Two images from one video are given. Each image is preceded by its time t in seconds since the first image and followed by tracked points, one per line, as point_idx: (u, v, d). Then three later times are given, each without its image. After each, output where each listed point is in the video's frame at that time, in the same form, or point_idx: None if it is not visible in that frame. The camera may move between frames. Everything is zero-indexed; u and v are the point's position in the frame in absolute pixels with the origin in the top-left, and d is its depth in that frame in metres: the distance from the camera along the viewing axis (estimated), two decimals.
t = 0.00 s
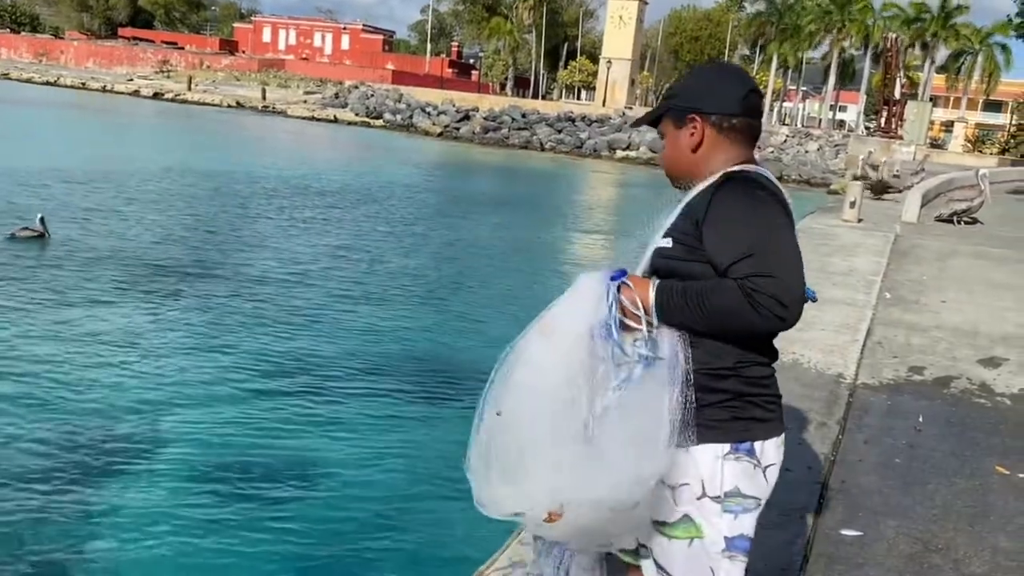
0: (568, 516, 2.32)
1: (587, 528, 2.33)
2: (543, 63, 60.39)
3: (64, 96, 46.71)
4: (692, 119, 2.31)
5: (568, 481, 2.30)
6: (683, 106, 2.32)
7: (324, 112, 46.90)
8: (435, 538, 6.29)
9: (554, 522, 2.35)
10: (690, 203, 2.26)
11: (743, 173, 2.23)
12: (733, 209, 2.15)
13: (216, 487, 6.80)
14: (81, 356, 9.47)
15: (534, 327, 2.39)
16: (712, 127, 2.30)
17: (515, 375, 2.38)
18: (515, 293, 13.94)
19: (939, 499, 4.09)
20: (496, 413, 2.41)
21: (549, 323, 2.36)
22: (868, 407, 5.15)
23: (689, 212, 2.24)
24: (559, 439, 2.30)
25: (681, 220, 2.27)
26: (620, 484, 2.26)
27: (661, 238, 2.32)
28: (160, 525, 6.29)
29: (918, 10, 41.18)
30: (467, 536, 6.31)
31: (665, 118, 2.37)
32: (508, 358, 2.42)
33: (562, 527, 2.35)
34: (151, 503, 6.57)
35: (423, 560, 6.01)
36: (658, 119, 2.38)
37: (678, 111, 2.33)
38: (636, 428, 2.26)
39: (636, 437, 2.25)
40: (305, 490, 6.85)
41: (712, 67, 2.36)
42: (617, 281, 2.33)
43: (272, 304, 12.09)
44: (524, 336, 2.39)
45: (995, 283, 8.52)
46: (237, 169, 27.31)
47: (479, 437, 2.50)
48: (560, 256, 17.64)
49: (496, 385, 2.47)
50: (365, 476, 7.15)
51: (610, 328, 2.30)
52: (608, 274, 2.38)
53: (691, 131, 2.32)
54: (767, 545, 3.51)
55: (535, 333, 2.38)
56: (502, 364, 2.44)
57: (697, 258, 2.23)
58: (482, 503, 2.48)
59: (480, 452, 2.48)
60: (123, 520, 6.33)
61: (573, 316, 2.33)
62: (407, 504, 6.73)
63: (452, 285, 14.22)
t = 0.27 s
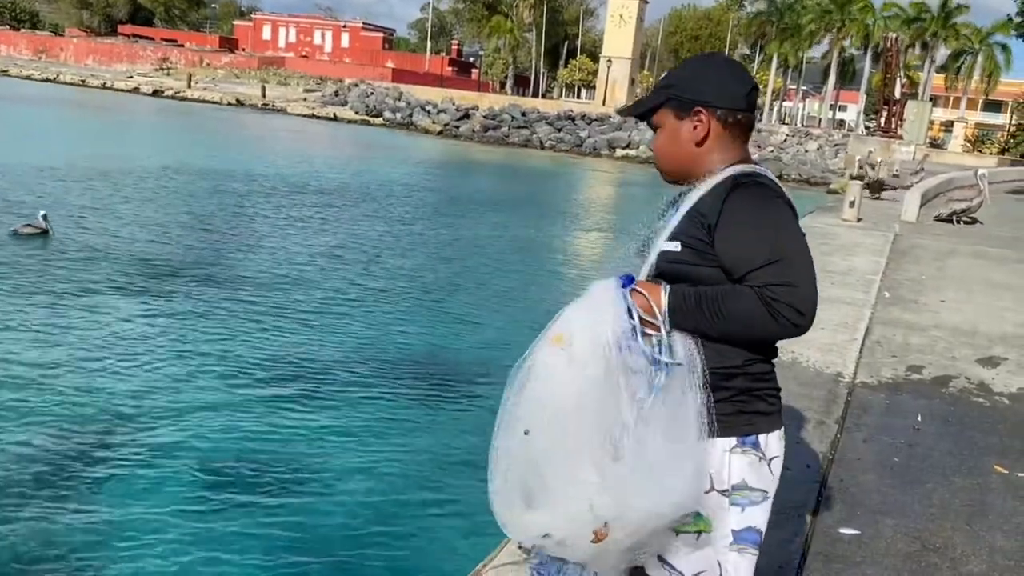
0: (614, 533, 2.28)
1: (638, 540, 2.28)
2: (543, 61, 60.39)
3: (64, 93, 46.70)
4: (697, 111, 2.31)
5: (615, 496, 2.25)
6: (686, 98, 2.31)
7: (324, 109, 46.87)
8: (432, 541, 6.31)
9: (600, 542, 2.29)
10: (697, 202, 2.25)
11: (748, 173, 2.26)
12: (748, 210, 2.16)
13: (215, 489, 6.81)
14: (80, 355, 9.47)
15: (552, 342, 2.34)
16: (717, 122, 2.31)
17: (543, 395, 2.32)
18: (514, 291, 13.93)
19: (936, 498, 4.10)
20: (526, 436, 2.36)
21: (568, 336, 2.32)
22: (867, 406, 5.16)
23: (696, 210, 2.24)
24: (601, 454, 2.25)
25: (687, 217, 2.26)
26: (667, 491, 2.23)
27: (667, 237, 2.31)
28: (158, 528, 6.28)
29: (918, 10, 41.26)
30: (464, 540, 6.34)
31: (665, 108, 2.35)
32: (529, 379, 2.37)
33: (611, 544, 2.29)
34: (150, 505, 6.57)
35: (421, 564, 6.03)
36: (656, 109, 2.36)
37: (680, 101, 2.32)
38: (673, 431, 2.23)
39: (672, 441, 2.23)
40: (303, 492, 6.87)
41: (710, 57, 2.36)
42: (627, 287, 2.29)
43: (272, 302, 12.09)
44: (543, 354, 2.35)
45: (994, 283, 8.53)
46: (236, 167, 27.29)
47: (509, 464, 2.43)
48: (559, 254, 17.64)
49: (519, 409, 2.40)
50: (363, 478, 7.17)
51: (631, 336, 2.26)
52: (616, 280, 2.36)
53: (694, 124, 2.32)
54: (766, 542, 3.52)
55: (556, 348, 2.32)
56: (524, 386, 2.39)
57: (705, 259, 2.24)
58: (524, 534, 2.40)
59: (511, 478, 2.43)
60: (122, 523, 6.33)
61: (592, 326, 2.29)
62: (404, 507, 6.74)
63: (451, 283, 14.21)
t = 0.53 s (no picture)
0: (648, 535, 2.27)
1: (668, 537, 2.30)
2: (544, 60, 60.36)
3: (65, 91, 46.63)
4: (693, 107, 2.32)
5: (645, 499, 2.24)
6: (683, 95, 2.32)
7: (324, 108, 46.82)
8: (433, 526, 6.24)
9: (634, 545, 2.28)
10: (699, 202, 2.27)
11: (747, 170, 2.29)
12: (753, 208, 2.20)
13: (215, 476, 6.78)
14: (79, 348, 9.42)
15: (563, 346, 2.27)
16: (715, 119, 2.32)
17: (560, 403, 2.24)
18: (514, 289, 13.91)
19: (934, 496, 4.11)
20: (545, 445, 2.28)
21: (582, 339, 2.24)
22: (865, 404, 5.17)
23: (699, 209, 2.26)
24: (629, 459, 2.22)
25: (688, 216, 2.28)
26: (695, 487, 2.26)
27: (667, 238, 2.32)
28: (159, 514, 6.25)
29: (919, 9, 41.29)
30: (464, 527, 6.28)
31: (660, 103, 2.35)
32: (543, 386, 2.29)
33: (643, 545, 2.29)
34: (150, 493, 6.54)
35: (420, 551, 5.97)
36: (649, 103, 2.36)
37: (676, 97, 2.33)
38: (695, 428, 2.26)
39: (694, 436, 2.26)
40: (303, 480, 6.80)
41: (702, 52, 2.38)
42: (633, 286, 2.27)
43: (271, 298, 12.06)
44: (556, 358, 2.27)
45: (993, 282, 8.53)
46: (237, 165, 27.27)
47: (525, 476, 2.36)
48: (560, 252, 17.63)
49: (532, 419, 2.32)
50: (363, 465, 7.10)
51: (646, 333, 2.22)
52: (620, 280, 2.33)
53: (691, 120, 2.33)
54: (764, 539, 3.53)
55: (569, 353, 2.25)
56: (536, 392, 2.31)
57: (713, 259, 2.26)
58: (549, 545, 2.34)
59: (528, 486, 2.36)
60: (122, 508, 6.29)
61: (609, 328, 2.22)
62: (405, 494, 6.68)
63: (452, 281, 14.20)
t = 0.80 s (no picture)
0: (670, 538, 2.27)
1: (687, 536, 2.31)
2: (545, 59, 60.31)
3: (66, 90, 46.65)
4: (680, 107, 2.32)
5: (666, 502, 2.23)
6: (671, 94, 2.32)
7: (326, 107, 46.81)
8: (434, 529, 6.26)
9: (656, 546, 2.28)
10: (701, 199, 2.28)
11: (744, 168, 2.30)
12: (759, 209, 2.22)
13: (216, 478, 6.80)
14: (80, 348, 9.44)
15: (576, 349, 2.22)
16: (701, 119, 2.32)
17: (579, 408, 2.20)
18: (515, 288, 13.91)
19: (935, 494, 4.11)
20: (564, 450, 2.24)
21: (596, 342, 2.20)
22: (867, 403, 5.16)
23: (700, 208, 2.27)
24: (651, 462, 2.21)
25: (689, 214, 2.30)
26: (714, 486, 2.28)
27: (669, 236, 2.33)
28: (161, 516, 6.27)
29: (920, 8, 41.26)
30: (465, 531, 6.29)
31: (650, 103, 2.36)
32: (556, 391, 2.24)
33: (663, 547, 2.29)
34: (152, 493, 6.56)
35: (421, 554, 5.98)
36: (640, 102, 2.36)
37: (665, 97, 2.33)
38: (710, 426, 2.28)
39: (709, 436, 2.27)
40: (305, 482, 6.82)
41: (695, 49, 2.37)
42: (643, 285, 2.27)
43: (272, 297, 12.07)
44: (570, 361, 2.22)
45: (995, 281, 8.52)
46: (239, 164, 27.27)
47: (538, 481, 2.31)
48: (561, 251, 17.61)
49: (546, 424, 2.26)
50: (364, 466, 7.12)
51: (662, 335, 2.21)
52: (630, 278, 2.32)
53: (679, 120, 2.34)
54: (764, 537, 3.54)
55: (584, 356, 2.20)
56: (550, 396, 2.25)
57: (721, 258, 2.28)
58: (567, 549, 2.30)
59: (543, 491, 2.31)
60: (124, 509, 6.32)
61: (625, 330, 2.19)
62: (406, 496, 6.70)
63: (453, 280, 14.20)
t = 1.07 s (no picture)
0: (660, 534, 2.26)
1: (678, 534, 2.29)
2: (546, 58, 60.27)
3: (67, 90, 46.67)
4: (683, 107, 2.33)
5: (658, 500, 2.23)
6: (674, 94, 2.33)
7: (327, 106, 46.80)
8: (435, 526, 6.26)
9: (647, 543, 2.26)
10: (703, 198, 2.29)
11: (746, 168, 2.31)
12: (761, 209, 2.23)
13: (217, 476, 6.81)
14: (82, 346, 9.47)
15: (575, 345, 2.23)
16: (704, 119, 2.33)
17: (577, 403, 2.20)
18: (516, 287, 13.91)
19: (937, 493, 4.11)
20: (556, 443, 2.25)
21: (595, 339, 2.21)
22: (868, 401, 5.18)
23: (701, 209, 2.29)
24: (645, 458, 2.21)
25: (691, 212, 2.30)
26: (708, 485, 2.26)
27: (669, 235, 2.34)
28: (162, 513, 6.27)
29: (921, 6, 41.23)
30: (467, 529, 6.28)
31: (653, 104, 2.37)
32: (554, 385, 2.25)
33: (653, 542, 2.28)
34: (153, 491, 6.57)
35: (422, 552, 5.99)
36: (644, 102, 2.37)
37: (667, 97, 2.34)
38: (707, 425, 2.27)
39: (707, 436, 2.26)
40: (306, 480, 6.83)
41: (698, 50, 2.37)
42: (646, 284, 2.28)
43: (274, 297, 12.10)
44: (569, 356, 2.23)
45: (997, 279, 8.51)
46: (240, 164, 27.25)
47: (534, 476, 2.32)
48: (562, 250, 17.60)
49: (544, 417, 2.28)
50: (366, 465, 7.13)
51: (660, 334, 2.22)
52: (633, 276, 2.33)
53: (679, 120, 2.34)
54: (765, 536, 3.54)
55: (583, 352, 2.21)
56: (547, 390, 2.26)
57: (723, 257, 2.30)
58: (557, 541, 2.31)
59: (537, 486, 2.31)
60: (126, 507, 6.32)
61: (622, 329, 2.20)
62: (408, 495, 6.71)
63: (453, 279, 14.21)
